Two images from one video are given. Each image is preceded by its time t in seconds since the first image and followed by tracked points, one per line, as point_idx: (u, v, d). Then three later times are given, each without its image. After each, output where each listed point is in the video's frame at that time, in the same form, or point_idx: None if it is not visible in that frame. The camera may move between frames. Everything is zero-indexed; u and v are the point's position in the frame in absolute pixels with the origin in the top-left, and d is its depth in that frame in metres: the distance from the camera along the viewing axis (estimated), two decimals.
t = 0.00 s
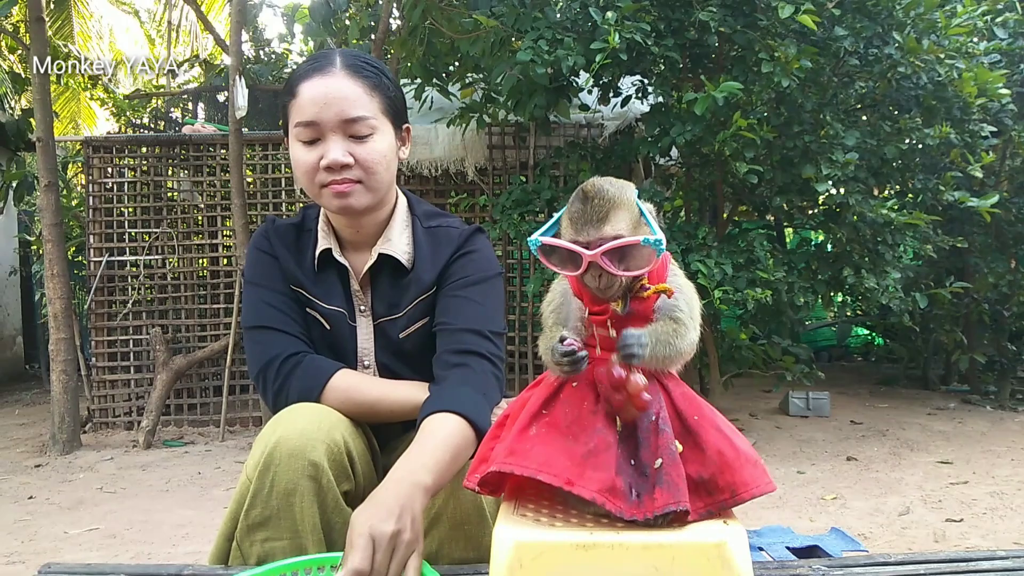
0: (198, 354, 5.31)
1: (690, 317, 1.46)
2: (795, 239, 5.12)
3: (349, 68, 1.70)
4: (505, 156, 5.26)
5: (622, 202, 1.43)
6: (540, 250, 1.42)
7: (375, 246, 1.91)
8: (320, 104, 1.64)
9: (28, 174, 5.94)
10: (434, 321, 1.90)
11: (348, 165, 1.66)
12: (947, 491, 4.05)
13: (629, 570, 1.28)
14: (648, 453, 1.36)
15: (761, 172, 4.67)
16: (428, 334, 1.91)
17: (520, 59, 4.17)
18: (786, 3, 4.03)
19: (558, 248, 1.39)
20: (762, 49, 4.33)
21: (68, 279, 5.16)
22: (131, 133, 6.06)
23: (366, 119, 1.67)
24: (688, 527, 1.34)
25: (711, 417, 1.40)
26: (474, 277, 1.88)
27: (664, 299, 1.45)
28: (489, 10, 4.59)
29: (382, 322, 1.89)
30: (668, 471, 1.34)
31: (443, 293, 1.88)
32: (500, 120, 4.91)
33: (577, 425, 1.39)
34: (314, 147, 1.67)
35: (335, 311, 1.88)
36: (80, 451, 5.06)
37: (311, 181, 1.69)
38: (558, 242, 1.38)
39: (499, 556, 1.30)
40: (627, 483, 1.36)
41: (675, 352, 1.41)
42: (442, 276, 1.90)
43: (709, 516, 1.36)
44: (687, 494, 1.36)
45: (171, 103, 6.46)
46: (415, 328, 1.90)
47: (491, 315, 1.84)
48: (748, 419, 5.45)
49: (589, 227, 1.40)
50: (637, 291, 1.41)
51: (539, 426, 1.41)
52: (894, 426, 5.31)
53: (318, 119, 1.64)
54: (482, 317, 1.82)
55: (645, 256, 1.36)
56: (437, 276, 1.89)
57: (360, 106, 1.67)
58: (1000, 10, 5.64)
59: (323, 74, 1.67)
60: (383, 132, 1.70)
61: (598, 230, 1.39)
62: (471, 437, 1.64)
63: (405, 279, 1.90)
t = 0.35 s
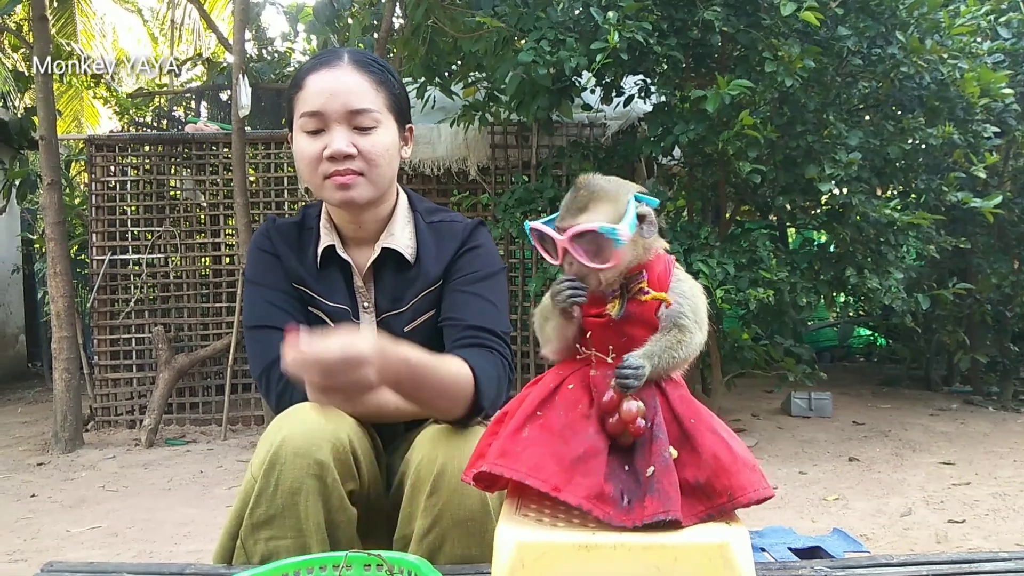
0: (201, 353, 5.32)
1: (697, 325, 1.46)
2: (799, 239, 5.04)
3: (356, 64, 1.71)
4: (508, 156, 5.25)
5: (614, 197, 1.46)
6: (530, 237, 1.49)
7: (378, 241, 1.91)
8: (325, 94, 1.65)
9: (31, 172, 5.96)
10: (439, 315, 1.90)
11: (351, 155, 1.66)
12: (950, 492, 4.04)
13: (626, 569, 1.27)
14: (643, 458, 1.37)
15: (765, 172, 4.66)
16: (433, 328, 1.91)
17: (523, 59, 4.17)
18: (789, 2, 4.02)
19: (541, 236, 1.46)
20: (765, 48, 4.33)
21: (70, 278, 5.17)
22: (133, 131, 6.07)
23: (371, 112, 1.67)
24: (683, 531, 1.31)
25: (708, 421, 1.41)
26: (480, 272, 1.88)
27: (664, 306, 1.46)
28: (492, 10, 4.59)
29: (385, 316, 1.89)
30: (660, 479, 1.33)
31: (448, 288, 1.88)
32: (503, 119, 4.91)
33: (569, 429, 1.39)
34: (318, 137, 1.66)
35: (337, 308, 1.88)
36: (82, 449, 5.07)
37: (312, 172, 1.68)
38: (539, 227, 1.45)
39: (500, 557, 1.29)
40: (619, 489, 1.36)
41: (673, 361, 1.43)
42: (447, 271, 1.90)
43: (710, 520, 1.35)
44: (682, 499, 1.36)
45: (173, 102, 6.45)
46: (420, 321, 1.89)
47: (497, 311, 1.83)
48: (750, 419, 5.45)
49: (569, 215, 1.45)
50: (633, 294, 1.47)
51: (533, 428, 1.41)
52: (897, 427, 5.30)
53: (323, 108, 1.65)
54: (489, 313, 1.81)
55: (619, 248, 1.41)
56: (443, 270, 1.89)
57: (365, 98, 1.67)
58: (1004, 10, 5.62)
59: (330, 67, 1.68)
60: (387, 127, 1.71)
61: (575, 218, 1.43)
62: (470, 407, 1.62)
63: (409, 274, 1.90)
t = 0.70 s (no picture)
0: (196, 352, 5.30)
1: (690, 318, 1.45)
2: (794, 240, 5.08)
3: (366, 61, 1.79)
4: (504, 156, 5.25)
5: (629, 205, 1.39)
6: (546, 252, 1.39)
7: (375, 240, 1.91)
8: (341, 84, 1.71)
9: (24, 170, 5.94)
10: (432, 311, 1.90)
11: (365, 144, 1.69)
12: (944, 492, 4.06)
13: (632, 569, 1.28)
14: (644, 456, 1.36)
15: (761, 173, 4.67)
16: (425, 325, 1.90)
17: (519, 58, 4.17)
18: (785, 3, 4.03)
19: (566, 253, 1.37)
20: (762, 49, 4.34)
21: (65, 276, 5.15)
22: (128, 130, 6.05)
23: (383, 105, 1.74)
24: (689, 528, 1.33)
25: (708, 417, 1.40)
26: (471, 269, 1.90)
27: (662, 302, 1.43)
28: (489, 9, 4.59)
29: (379, 315, 1.88)
30: (663, 476, 1.34)
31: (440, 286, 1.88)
32: (500, 119, 4.90)
33: (571, 430, 1.38)
34: (331, 126, 1.70)
35: (332, 307, 1.88)
36: (77, 448, 5.05)
37: (325, 162, 1.70)
38: (567, 247, 1.36)
39: (498, 559, 1.30)
40: (621, 487, 1.37)
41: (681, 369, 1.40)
42: (439, 269, 1.91)
43: (710, 516, 1.37)
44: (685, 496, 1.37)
45: (169, 100, 6.42)
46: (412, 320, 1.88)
47: (488, 307, 1.85)
48: (745, 419, 5.46)
49: (603, 232, 1.36)
50: (635, 293, 1.41)
51: (534, 429, 1.40)
52: (891, 427, 5.32)
53: (338, 97, 1.70)
54: (479, 307, 1.83)
55: (655, 261, 1.36)
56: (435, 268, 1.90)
57: (378, 91, 1.74)
58: (999, 12, 5.65)
59: (342, 61, 1.76)
60: (395, 121, 1.76)
61: (613, 236, 1.36)
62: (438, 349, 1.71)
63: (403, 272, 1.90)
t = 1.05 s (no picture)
0: (192, 350, 5.28)
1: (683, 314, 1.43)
2: (791, 239, 5.03)
3: (368, 55, 1.78)
4: (502, 153, 5.23)
5: (639, 197, 1.40)
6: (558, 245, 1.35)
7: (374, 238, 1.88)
8: (343, 77, 1.70)
9: (19, 166, 5.92)
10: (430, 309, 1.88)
11: (365, 138, 1.67)
12: (942, 491, 4.05)
13: (636, 567, 1.26)
14: (646, 453, 1.33)
15: (760, 171, 4.65)
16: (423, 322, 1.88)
17: (516, 55, 4.15)
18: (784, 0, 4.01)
19: (578, 244, 1.34)
20: (761, 47, 4.32)
21: (60, 272, 5.12)
22: (124, 126, 6.02)
23: (385, 99, 1.72)
24: (688, 526, 1.31)
25: (710, 415, 1.38)
26: (470, 267, 1.88)
27: (659, 291, 1.42)
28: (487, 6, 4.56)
29: (377, 313, 1.86)
30: (666, 472, 1.32)
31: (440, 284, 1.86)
32: (498, 115, 4.88)
33: (575, 430, 1.35)
34: (332, 119, 1.69)
35: (329, 305, 1.85)
36: (71, 445, 5.03)
37: (323, 155, 1.68)
38: (580, 237, 1.33)
39: (495, 556, 1.28)
40: (626, 484, 1.34)
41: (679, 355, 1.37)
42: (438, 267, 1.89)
43: (708, 514, 1.36)
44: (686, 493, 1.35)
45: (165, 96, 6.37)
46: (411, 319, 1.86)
47: (487, 306, 1.83)
48: (744, 418, 5.44)
49: (613, 223, 1.36)
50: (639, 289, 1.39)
51: (537, 429, 1.37)
52: (889, 427, 5.31)
53: (339, 90, 1.69)
54: (479, 306, 1.81)
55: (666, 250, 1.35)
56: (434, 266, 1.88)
57: (380, 85, 1.72)
58: (998, 10, 5.63)
59: (345, 54, 1.75)
60: (396, 116, 1.74)
61: (624, 226, 1.36)
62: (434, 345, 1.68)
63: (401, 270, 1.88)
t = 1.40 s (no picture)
0: (192, 346, 5.28)
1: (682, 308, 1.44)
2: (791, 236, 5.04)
3: (368, 53, 1.78)
4: (502, 150, 5.22)
5: (629, 183, 1.44)
6: (544, 225, 1.43)
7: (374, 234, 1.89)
8: (344, 75, 1.70)
9: (19, 162, 5.92)
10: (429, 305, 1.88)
11: (364, 137, 1.67)
12: (941, 488, 4.05)
13: (630, 565, 1.26)
14: (637, 449, 1.33)
15: (760, 168, 4.65)
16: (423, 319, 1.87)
17: (516, 53, 4.15)
18: None
19: (563, 225, 1.41)
20: (761, 44, 4.31)
21: (60, 268, 5.12)
22: (124, 122, 6.01)
23: (385, 97, 1.72)
24: (679, 523, 1.30)
25: (705, 413, 1.38)
26: (470, 263, 1.88)
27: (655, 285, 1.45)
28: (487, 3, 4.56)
29: (376, 310, 1.86)
30: (656, 469, 1.31)
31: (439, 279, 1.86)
32: (498, 112, 4.87)
33: (567, 422, 1.36)
34: (331, 118, 1.69)
35: (329, 303, 1.86)
36: (72, 441, 5.03)
37: (321, 153, 1.69)
38: (564, 218, 1.40)
39: (494, 554, 1.28)
40: (615, 479, 1.34)
41: (664, 331, 1.38)
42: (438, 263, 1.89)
43: (702, 513, 1.34)
44: (678, 491, 1.34)
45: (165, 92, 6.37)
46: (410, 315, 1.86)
47: (487, 302, 1.83)
48: (744, 415, 5.45)
49: (597, 205, 1.42)
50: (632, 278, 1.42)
51: (530, 419, 1.37)
52: (889, 424, 5.31)
53: (339, 88, 1.69)
54: (479, 302, 1.81)
55: (651, 233, 1.38)
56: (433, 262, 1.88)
57: (380, 84, 1.72)
58: (1000, 7, 5.62)
59: (345, 52, 1.75)
60: (395, 116, 1.74)
61: (607, 208, 1.41)
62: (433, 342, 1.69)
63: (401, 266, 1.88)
